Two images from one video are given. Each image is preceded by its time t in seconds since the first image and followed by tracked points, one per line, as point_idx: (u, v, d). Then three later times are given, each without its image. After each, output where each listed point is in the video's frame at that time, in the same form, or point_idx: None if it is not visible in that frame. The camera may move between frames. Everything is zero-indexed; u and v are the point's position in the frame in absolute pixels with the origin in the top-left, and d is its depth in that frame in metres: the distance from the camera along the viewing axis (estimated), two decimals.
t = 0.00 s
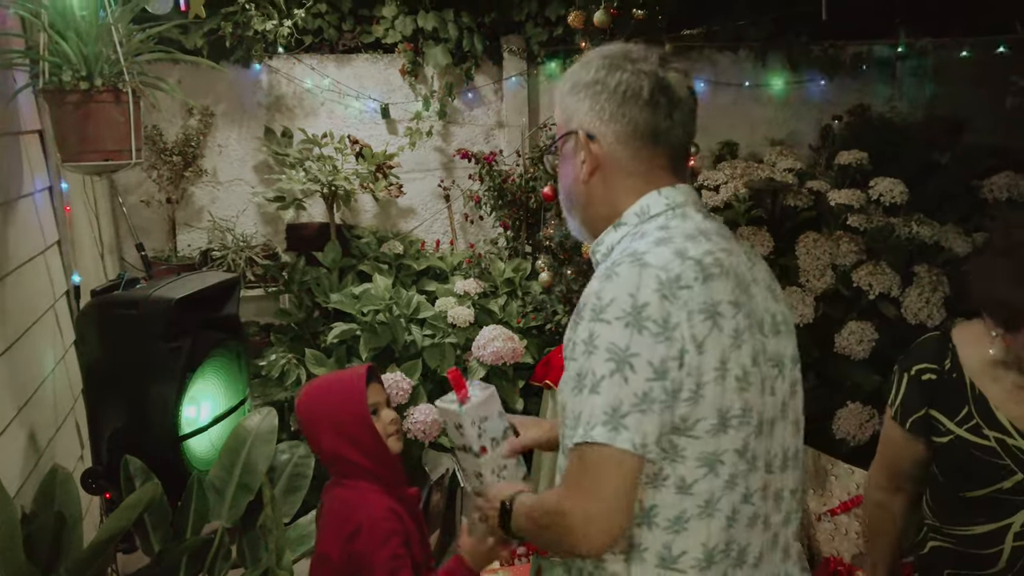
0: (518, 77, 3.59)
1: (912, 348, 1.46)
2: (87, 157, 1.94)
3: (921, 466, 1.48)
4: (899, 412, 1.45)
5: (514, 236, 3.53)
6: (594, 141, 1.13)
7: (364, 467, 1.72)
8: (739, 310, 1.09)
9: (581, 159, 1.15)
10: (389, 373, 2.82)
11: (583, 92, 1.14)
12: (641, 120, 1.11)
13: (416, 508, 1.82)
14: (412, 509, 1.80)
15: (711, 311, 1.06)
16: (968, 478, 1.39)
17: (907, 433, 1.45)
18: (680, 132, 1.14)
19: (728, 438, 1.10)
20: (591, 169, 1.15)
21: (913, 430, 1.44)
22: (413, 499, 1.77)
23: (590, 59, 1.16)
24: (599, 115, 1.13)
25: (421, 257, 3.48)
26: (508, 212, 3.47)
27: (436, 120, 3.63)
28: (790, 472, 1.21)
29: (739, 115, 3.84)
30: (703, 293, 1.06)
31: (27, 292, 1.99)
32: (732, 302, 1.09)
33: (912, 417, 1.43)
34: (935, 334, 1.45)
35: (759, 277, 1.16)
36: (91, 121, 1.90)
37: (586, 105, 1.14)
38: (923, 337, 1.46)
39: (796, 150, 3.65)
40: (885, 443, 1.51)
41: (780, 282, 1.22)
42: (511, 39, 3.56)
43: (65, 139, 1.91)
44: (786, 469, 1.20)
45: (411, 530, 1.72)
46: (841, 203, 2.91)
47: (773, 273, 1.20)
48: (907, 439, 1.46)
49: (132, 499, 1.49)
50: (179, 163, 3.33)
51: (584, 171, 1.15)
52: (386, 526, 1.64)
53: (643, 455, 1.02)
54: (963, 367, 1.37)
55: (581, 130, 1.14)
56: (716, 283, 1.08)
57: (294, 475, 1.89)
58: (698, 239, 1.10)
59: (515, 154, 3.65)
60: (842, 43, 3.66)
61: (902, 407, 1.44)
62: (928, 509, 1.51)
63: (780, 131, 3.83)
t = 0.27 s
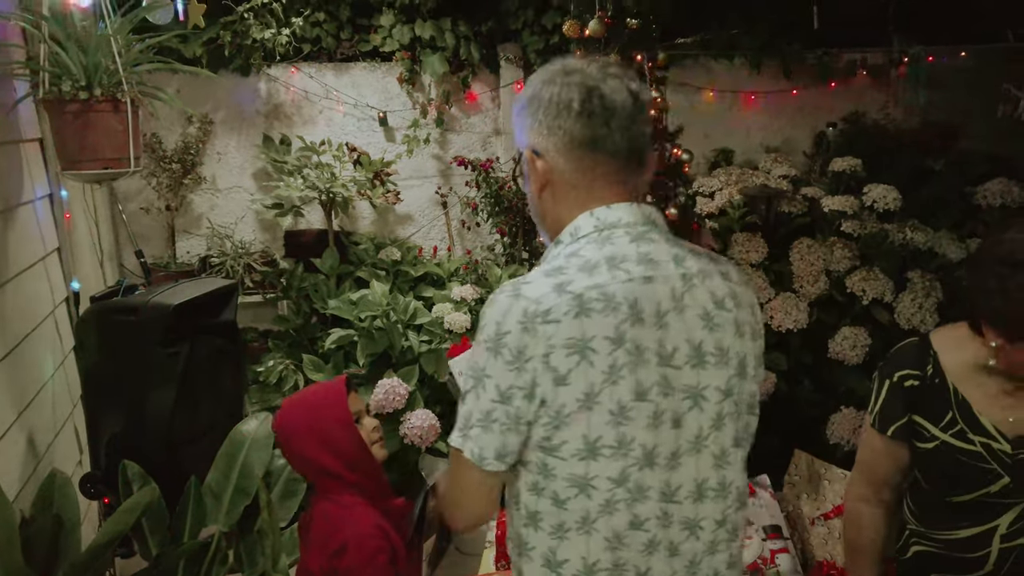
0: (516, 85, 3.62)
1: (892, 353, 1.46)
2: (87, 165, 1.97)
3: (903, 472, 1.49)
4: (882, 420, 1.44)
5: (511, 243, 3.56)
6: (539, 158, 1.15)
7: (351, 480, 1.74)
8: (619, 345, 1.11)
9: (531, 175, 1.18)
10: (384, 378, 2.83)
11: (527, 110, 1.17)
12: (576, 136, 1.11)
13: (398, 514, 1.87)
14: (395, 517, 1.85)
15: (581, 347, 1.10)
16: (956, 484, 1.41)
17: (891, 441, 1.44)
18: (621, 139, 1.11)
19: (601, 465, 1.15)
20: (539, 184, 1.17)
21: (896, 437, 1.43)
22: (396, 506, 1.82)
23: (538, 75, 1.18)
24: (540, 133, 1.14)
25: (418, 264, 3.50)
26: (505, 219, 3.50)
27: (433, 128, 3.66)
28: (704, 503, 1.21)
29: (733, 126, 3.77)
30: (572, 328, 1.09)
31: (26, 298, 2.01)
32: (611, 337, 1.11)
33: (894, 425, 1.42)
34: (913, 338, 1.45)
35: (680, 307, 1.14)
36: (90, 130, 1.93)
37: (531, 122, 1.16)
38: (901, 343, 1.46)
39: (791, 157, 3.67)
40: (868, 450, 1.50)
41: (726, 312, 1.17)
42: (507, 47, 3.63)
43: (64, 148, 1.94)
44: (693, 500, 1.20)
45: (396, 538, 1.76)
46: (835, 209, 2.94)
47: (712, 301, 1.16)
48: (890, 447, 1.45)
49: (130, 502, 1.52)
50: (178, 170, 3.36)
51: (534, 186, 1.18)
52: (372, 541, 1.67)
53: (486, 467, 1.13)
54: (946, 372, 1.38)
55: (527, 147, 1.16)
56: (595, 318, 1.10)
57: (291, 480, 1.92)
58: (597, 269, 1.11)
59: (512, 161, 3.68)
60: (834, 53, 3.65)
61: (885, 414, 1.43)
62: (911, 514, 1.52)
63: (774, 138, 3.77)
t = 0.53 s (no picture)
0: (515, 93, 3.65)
1: (872, 360, 1.46)
2: (84, 172, 2.00)
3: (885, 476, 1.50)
4: (864, 427, 1.45)
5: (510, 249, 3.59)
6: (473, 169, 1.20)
7: (331, 488, 1.78)
8: (506, 347, 1.15)
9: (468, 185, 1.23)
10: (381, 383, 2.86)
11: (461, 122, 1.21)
12: (499, 147, 1.15)
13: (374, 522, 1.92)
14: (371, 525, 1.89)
15: (468, 349, 1.15)
16: (940, 488, 1.43)
17: (874, 446, 1.45)
18: (540, 147, 1.14)
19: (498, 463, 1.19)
20: (476, 194, 1.23)
21: (878, 443, 1.44)
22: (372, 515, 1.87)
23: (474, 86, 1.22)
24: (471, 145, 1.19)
25: (418, 270, 3.53)
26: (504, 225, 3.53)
27: (433, 135, 3.70)
28: (614, 510, 1.21)
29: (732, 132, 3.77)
30: (460, 328, 1.14)
31: (29, 303, 2.05)
32: (499, 341, 1.15)
33: (876, 430, 1.43)
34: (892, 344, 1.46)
35: (585, 313, 1.16)
36: (87, 138, 1.96)
37: (464, 134, 1.20)
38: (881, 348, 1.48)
39: (789, 163, 3.69)
40: (851, 457, 1.50)
41: (637, 319, 1.17)
42: (506, 54, 3.67)
43: (63, 156, 1.97)
44: (601, 508, 1.21)
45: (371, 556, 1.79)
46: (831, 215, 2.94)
47: (621, 309, 1.16)
48: (873, 453, 1.46)
49: (126, 506, 1.55)
50: (180, 177, 3.41)
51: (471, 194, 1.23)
52: (344, 562, 1.71)
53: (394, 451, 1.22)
54: (926, 378, 1.40)
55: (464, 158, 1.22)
56: (484, 321, 1.14)
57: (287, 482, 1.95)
58: (496, 273, 1.16)
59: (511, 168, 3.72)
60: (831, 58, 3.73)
61: (868, 421, 1.44)
62: (894, 518, 1.54)
63: (773, 145, 3.80)
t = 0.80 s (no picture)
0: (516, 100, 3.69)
1: (862, 363, 1.43)
2: (89, 180, 2.06)
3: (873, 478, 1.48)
4: (854, 429, 1.42)
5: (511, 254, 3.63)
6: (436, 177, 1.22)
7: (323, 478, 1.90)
8: (449, 347, 1.17)
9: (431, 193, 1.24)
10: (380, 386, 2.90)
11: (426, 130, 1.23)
12: (458, 156, 1.17)
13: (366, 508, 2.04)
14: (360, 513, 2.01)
15: (412, 348, 1.18)
16: (926, 491, 1.41)
17: (863, 449, 1.43)
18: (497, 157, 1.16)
19: (439, 457, 1.22)
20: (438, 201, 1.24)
21: (868, 446, 1.42)
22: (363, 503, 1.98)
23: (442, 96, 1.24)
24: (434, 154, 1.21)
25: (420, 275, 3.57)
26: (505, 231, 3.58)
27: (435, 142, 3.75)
28: (553, 507, 1.24)
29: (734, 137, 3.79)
30: (406, 327, 1.17)
31: (37, 307, 2.11)
32: (441, 341, 1.17)
33: (865, 434, 1.41)
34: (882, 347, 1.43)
35: (527, 318, 1.17)
36: (92, 147, 2.03)
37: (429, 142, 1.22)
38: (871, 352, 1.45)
39: (790, 169, 3.71)
40: (840, 459, 1.47)
41: (581, 325, 1.18)
42: (508, 63, 3.65)
43: (68, 165, 2.04)
44: (541, 506, 1.23)
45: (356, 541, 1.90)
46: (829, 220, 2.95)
47: (564, 314, 1.18)
48: (863, 455, 1.44)
49: (130, 503, 1.59)
50: (187, 185, 3.49)
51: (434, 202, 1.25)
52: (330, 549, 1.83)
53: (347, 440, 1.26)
54: (916, 382, 1.37)
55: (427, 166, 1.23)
56: (428, 322, 1.17)
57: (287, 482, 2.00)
58: (444, 276, 1.19)
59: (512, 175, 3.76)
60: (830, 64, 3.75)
61: (857, 424, 1.41)
62: (881, 519, 1.52)
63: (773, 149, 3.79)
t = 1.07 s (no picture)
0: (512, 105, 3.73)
1: (872, 365, 1.31)
2: (84, 185, 2.09)
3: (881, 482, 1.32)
4: (862, 432, 1.29)
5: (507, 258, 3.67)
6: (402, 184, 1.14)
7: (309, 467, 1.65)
8: (407, 352, 1.10)
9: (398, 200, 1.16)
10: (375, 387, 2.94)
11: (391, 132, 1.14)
12: (422, 162, 1.09)
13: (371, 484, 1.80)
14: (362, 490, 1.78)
15: (372, 350, 1.10)
16: (930, 497, 1.27)
17: (868, 451, 1.29)
18: (464, 163, 1.08)
19: (397, 459, 1.14)
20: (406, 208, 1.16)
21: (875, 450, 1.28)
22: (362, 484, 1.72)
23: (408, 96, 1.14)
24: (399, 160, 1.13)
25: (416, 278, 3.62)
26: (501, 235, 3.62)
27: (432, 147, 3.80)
28: (511, 510, 1.15)
29: (731, 141, 3.86)
30: (365, 333, 1.10)
31: (37, 310, 2.16)
32: (401, 345, 1.10)
33: (870, 437, 1.28)
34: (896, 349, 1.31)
35: (486, 324, 1.10)
36: (87, 153, 2.06)
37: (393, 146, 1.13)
38: (884, 355, 1.32)
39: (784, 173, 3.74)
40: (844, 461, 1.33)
41: (543, 334, 1.10)
42: (505, 70, 3.70)
43: (63, 171, 2.07)
44: (497, 507, 1.15)
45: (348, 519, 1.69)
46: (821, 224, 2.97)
47: (526, 321, 1.10)
48: (869, 459, 1.30)
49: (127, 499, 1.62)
50: (187, 190, 3.54)
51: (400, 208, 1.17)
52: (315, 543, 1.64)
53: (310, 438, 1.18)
54: (928, 387, 1.24)
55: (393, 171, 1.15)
56: (388, 326, 1.09)
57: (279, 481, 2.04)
58: (406, 279, 1.11)
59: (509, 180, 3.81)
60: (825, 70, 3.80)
61: (865, 427, 1.28)
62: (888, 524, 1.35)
63: (769, 155, 3.86)
